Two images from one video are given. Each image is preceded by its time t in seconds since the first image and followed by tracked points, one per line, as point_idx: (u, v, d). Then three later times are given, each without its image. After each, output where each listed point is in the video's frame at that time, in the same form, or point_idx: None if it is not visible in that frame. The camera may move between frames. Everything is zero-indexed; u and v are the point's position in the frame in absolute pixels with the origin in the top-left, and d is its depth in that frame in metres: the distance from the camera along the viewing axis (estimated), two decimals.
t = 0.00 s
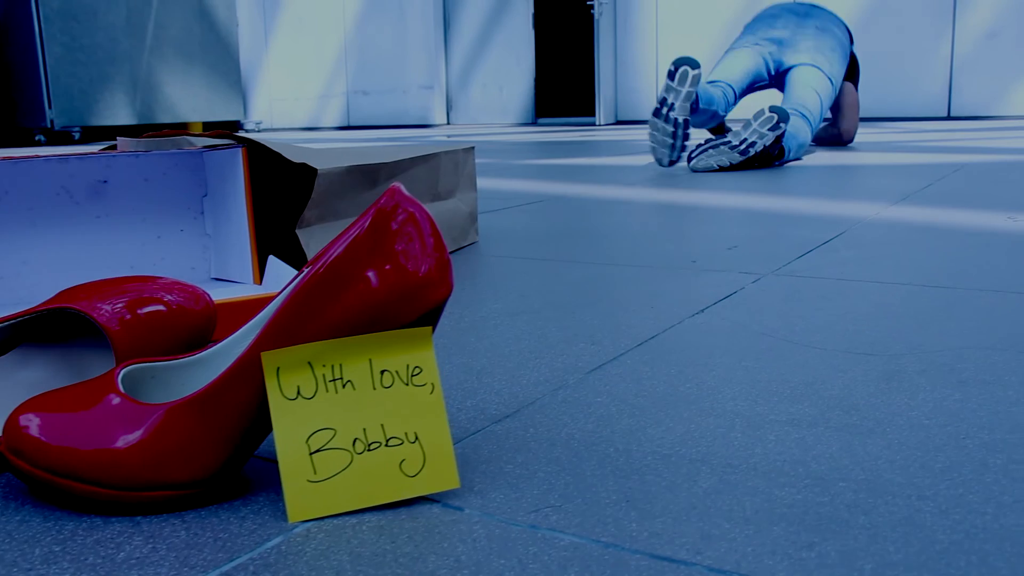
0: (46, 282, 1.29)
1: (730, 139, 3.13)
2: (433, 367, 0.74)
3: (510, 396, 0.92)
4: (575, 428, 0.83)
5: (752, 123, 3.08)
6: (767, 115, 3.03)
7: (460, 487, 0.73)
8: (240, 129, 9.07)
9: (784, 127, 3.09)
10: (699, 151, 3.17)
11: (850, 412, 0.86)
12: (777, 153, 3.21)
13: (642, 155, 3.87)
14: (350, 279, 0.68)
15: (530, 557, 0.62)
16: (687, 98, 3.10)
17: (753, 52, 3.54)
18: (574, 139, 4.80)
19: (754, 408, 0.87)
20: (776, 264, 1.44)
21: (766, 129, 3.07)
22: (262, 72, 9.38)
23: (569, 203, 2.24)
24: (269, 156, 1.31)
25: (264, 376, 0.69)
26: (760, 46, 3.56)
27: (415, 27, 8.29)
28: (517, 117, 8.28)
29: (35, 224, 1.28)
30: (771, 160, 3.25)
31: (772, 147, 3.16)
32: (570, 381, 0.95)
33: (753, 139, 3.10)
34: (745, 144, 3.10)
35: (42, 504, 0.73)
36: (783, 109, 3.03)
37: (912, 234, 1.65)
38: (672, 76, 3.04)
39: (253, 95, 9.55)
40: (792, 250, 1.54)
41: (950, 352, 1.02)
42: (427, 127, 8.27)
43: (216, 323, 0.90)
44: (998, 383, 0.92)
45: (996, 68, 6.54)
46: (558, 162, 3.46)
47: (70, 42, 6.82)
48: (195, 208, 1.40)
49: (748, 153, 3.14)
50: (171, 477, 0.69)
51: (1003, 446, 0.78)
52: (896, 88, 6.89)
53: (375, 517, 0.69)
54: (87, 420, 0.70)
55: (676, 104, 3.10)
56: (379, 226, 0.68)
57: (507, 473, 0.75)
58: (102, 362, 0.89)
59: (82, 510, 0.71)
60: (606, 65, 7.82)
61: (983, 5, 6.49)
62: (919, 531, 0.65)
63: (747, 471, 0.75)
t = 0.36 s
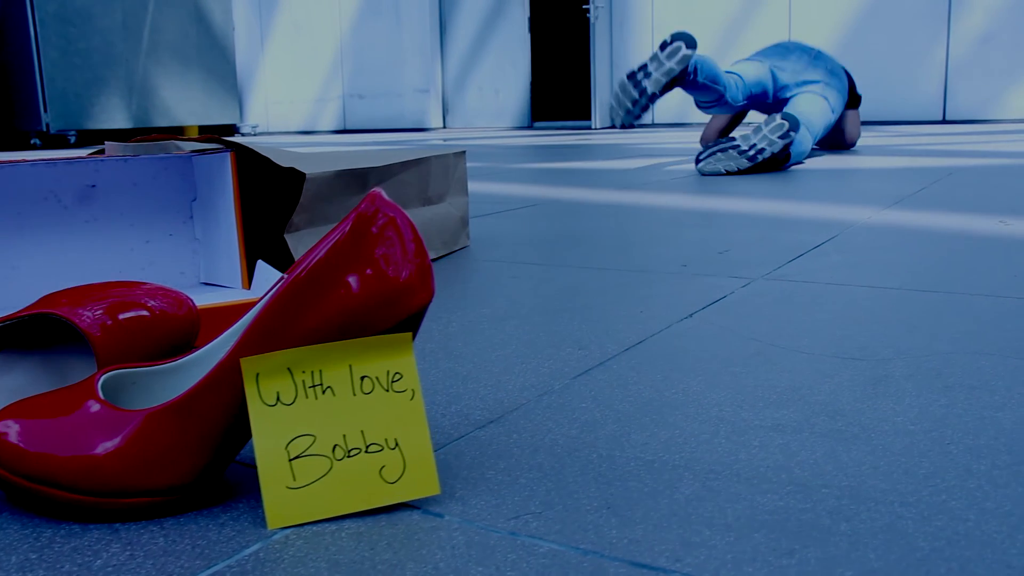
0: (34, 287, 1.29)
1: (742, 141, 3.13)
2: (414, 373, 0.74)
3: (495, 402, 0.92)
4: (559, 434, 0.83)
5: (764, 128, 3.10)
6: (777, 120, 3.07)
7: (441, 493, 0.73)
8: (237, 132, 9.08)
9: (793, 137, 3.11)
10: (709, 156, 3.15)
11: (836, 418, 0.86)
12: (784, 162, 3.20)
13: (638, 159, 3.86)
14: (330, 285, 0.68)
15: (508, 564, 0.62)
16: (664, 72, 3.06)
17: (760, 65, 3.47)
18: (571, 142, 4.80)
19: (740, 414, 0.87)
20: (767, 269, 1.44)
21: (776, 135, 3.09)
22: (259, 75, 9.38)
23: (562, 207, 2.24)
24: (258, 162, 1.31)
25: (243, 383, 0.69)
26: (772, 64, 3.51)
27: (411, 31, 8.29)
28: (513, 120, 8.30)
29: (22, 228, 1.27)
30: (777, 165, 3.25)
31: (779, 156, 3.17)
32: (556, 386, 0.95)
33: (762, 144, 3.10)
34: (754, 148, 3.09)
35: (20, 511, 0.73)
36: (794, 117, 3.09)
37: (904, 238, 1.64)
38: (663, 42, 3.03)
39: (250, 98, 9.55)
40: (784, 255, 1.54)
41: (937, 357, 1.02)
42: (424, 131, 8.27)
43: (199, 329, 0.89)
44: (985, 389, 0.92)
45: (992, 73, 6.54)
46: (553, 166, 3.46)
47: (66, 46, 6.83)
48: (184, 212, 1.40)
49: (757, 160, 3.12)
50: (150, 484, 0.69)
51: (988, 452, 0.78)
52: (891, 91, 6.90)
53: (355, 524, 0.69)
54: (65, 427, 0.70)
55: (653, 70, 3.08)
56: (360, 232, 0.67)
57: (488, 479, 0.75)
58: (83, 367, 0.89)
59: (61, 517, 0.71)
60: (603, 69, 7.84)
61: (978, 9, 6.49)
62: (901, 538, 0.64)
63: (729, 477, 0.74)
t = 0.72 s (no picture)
0: (22, 291, 1.28)
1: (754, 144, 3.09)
2: (394, 379, 0.73)
3: (480, 407, 0.91)
4: (543, 439, 0.83)
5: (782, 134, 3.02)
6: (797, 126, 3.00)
7: (421, 499, 0.72)
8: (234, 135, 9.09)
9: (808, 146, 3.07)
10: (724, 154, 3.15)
11: (821, 422, 0.85)
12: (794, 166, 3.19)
13: (635, 162, 3.87)
14: (310, 289, 0.67)
15: (486, 571, 0.62)
16: (678, 51, 2.95)
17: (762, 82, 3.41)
18: (569, 146, 4.81)
19: (725, 418, 0.86)
20: (756, 272, 1.44)
21: (793, 142, 3.02)
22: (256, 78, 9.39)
23: (554, 210, 2.23)
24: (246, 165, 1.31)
25: (222, 389, 0.68)
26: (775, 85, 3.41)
27: (407, 33, 8.30)
28: (510, 123, 8.32)
29: (10, 232, 1.27)
30: (787, 167, 3.22)
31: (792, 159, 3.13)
32: (542, 391, 0.95)
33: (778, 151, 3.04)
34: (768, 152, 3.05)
35: None
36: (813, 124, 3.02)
37: (895, 241, 1.64)
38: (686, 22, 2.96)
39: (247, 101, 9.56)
40: (775, 258, 1.53)
41: (925, 361, 1.01)
42: (420, 134, 8.27)
43: (183, 334, 0.89)
44: (971, 393, 0.92)
45: (987, 76, 6.54)
46: (549, 169, 3.47)
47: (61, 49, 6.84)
48: (172, 216, 1.38)
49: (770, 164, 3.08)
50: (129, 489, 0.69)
51: (973, 457, 0.77)
52: (885, 95, 6.90)
53: (334, 530, 0.69)
54: (44, 432, 0.69)
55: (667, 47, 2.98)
56: (340, 236, 0.67)
57: (470, 485, 0.75)
58: (67, 373, 0.88)
59: (38, 524, 0.71)
60: (598, 72, 7.86)
61: (973, 12, 6.49)
62: (881, 545, 0.64)
63: (712, 482, 0.74)
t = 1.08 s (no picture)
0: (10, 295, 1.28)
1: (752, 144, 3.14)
2: (375, 383, 0.73)
3: (465, 410, 0.91)
4: (527, 444, 0.82)
5: (781, 137, 3.06)
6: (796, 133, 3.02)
7: (402, 504, 0.72)
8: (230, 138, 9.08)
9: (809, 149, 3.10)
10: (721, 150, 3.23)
11: (806, 427, 0.85)
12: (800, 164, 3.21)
13: (630, 165, 3.87)
14: (289, 294, 0.67)
15: None
16: (697, 67, 2.80)
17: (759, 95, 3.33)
18: (565, 149, 4.80)
19: (710, 422, 0.86)
20: (746, 276, 1.43)
21: (792, 146, 3.06)
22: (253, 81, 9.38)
23: (546, 213, 2.23)
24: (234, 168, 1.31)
25: (203, 393, 0.68)
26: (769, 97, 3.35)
27: (403, 37, 8.32)
28: (506, 126, 8.33)
29: None
30: (790, 169, 3.27)
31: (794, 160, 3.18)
32: (527, 395, 0.94)
33: (775, 152, 3.10)
34: (765, 154, 3.11)
35: None
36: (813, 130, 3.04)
37: (886, 244, 1.64)
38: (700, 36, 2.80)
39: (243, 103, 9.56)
40: (765, 262, 1.53)
41: (912, 364, 1.01)
42: (416, 137, 8.28)
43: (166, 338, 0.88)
44: (957, 396, 0.91)
45: (980, 80, 6.57)
46: (544, 172, 3.46)
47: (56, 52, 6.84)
48: (162, 219, 1.39)
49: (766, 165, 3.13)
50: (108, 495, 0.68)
51: (957, 461, 0.77)
52: (880, 97, 6.91)
53: (314, 535, 0.68)
54: (23, 438, 0.69)
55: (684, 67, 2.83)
56: (321, 238, 0.66)
57: (453, 489, 0.74)
58: (48, 377, 0.87)
59: (16, 530, 0.70)
60: (595, 76, 7.86)
61: (966, 17, 6.51)
62: (864, 550, 0.64)
63: (694, 487, 0.73)
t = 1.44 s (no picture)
0: None
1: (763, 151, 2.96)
2: (345, 391, 0.72)
3: (442, 417, 0.90)
4: (501, 450, 0.82)
5: (789, 137, 2.93)
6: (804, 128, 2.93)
7: (372, 512, 0.72)
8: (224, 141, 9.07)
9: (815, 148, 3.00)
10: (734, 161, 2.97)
11: (784, 433, 0.84)
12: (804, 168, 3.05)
13: (625, 169, 3.86)
14: (257, 301, 0.66)
15: None
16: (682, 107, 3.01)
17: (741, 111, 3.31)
18: (559, 152, 4.79)
19: (688, 429, 0.85)
20: (733, 280, 1.43)
21: (800, 145, 2.94)
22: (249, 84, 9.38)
23: (536, 217, 2.23)
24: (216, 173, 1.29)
25: (170, 402, 0.67)
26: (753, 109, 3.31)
27: (398, 41, 8.32)
28: (499, 130, 8.33)
29: None
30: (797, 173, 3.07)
31: (801, 165, 3.04)
32: (506, 401, 0.94)
33: (788, 153, 2.95)
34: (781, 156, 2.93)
35: None
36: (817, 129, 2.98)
37: (875, 248, 1.63)
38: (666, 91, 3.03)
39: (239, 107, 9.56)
40: (753, 266, 1.53)
41: (894, 370, 1.01)
42: (410, 141, 8.28)
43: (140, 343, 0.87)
44: (938, 403, 0.91)
45: (974, 83, 6.56)
46: (538, 176, 3.46)
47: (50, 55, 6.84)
48: (144, 224, 1.38)
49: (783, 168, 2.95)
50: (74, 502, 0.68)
51: (933, 469, 0.77)
52: (873, 102, 6.91)
53: (282, 544, 0.68)
54: None
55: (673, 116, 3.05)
56: (289, 245, 0.65)
57: (424, 497, 0.74)
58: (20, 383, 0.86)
59: None
60: (588, 79, 7.86)
61: (960, 20, 6.51)
62: (834, 559, 0.63)
63: (668, 495, 0.73)
